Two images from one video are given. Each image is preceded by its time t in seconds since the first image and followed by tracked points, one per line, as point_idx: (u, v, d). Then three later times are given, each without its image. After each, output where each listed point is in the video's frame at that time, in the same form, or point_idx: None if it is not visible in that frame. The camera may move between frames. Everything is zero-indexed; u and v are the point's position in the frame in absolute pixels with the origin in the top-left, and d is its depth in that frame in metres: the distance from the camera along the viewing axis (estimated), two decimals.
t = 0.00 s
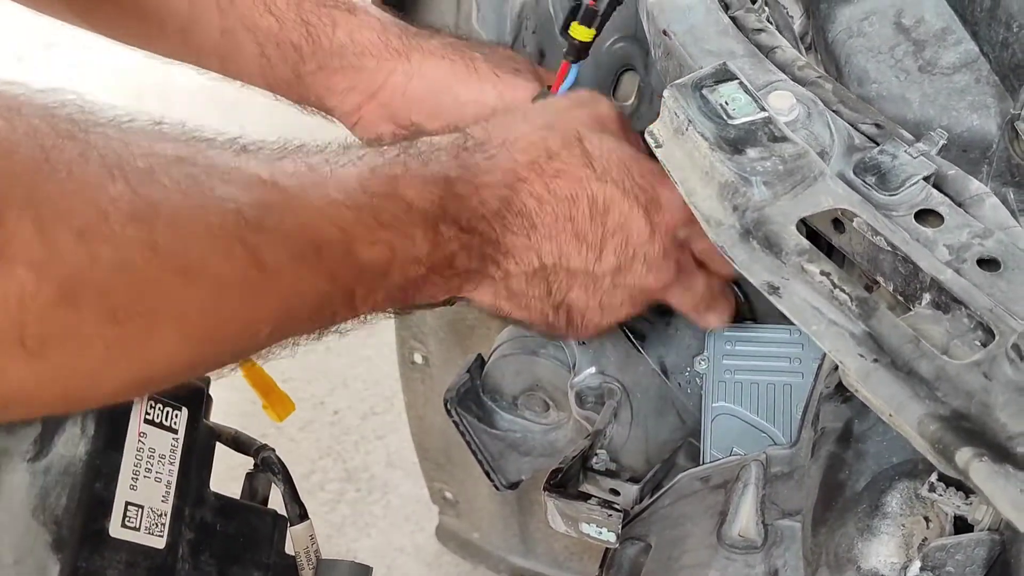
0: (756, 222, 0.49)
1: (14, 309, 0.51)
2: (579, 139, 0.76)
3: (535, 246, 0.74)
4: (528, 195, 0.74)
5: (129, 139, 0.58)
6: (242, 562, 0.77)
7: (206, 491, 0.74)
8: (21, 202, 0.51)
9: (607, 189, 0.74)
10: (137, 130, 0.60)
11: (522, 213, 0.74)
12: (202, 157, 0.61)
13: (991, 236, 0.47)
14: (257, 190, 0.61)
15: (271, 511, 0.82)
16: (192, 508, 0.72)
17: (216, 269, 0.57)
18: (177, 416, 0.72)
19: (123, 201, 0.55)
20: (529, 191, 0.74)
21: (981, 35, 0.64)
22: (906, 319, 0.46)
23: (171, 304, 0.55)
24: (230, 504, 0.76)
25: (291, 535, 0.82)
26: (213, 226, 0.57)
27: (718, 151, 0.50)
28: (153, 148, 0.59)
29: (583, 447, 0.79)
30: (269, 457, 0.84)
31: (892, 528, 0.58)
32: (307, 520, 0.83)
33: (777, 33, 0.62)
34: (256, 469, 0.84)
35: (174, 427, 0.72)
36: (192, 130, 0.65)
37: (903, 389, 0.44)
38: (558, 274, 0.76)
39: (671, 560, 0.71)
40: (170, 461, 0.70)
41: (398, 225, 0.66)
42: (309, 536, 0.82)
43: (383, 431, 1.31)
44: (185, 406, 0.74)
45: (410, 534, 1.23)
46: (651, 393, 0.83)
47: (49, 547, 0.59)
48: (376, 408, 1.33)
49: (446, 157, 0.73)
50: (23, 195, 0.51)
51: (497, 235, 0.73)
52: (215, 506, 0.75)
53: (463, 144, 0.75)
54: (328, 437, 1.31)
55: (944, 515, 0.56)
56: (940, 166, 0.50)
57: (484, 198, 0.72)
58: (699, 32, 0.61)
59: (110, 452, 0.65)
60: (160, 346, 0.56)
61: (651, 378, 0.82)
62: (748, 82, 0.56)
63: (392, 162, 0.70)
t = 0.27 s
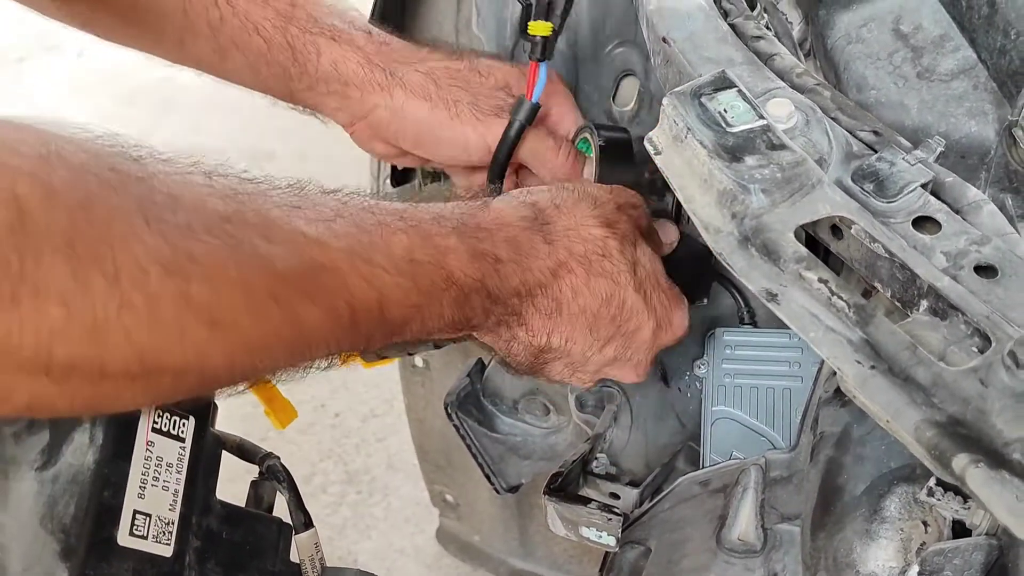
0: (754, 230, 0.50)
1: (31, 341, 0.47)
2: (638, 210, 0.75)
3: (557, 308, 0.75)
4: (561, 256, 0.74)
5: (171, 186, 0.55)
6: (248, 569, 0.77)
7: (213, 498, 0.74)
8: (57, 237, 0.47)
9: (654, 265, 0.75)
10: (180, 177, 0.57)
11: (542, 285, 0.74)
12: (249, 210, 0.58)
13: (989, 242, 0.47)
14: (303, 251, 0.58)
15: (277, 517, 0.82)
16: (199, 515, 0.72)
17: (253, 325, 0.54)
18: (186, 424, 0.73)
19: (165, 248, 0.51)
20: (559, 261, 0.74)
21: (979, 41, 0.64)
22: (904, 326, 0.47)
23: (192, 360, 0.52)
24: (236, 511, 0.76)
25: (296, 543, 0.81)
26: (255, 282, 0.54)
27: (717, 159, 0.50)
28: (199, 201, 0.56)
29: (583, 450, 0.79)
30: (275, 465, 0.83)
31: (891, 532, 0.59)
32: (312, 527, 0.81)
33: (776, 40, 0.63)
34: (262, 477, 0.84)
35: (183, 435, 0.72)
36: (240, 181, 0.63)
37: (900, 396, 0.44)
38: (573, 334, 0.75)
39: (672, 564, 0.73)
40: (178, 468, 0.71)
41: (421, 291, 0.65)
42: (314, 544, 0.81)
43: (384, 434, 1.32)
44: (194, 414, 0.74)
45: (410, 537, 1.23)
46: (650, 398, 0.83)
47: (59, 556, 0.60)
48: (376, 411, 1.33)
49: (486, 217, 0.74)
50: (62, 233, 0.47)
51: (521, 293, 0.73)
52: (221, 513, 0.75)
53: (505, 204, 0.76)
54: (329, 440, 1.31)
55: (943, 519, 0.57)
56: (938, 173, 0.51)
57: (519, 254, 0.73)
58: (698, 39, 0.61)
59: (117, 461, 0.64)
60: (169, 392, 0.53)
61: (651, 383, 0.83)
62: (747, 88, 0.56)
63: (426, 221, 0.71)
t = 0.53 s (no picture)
0: (759, 230, 0.50)
1: (31, 362, 0.49)
2: (665, 242, 0.75)
3: (568, 335, 0.76)
4: (580, 288, 0.75)
5: (184, 211, 0.58)
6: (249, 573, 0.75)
7: (212, 502, 0.72)
8: (59, 259, 0.49)
9: (672, 299, 0.76)
10: (192, 202, 0.59)
11: (555, 312, 0.75)
12: (259, 236, 0.60)
13: (993, 243, 0.47)
14: (308, 277, 0.60)
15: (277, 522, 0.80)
16: (198, 520, 0.70)
17: (256, 351, 0.57)
18: (182, 428, 0.70)
19: (167, 273, 0.54)
20: (576, 291, 0.75)
21: (983, 41, 0.64)
22: (908, 326, 0.47)
23: (191, 381, 0.55)
24: (236, 514, 0.74)
25: (296, 545, 0.81)
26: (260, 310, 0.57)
27: (721, 160, 0.50)
28: (208, 226, 0.58)
29: (586, 451, 0.80)
30: (273, 467, 0.83)
31: (895, 533, 0.58)
32: (311, 529, 0.81)
33: (780, 40, 0.62)
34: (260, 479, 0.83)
35: (179, 438, 0.69)
36: (260, 204, 0.65)
37: (905, 397, 0.44)
38: (582, 358, 0.76)
39: (676, 564, 0.71)
40: (177, 472, 0.69)
41: (432, 314, 0.68)
42: (314, 544, 0.81)
43: (386, 435, 1.32)
44: (192, 417, 0.71)
45: (413, 537, 1.23)
46: (653, 399, 0.83)
47: (55, 563, 0.59)
48: (378, 411, 1.34)
49: (507, 246, 0.75)
50: (65, 257, 0.50)
51: (533, 320, 0.74)
52: (221, 517, 0.73)
53: (527, 230, 0.76)
54: (332, 441, 1.31)
55: (947, 520, 0.57)
56: (942, 173, 0.51)
57: (537, 287, 0.74)
58: (702, 40, 0.61)
59: (116, 467, 0.63)
60: (165, 410, 0.55)
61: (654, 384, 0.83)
62: (751, 89, 0.56)
63: (444, 249, 0.72)
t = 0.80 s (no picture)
0: (766, 226, 0.49)
1: (21, 377, 0.48)
2: (684, 261, 0.75)
3: (578, 353, 0.75)
4: (595, 309, 0.74)
5: (190, 224, 0.56)
6: (239, 568, 0.76)
7: (199, 497, 0.73)
8: (55, 275, 0.49)
9: (686, 320, 0.76)
10: (197, 214, 0.58)
11: (566, 331, 0.74)
12: (265, 251, 0.59)
13: (1002, 239, 0.47)
14: (312, 294, 0.59)
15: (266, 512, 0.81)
16: (185, 515, 0.72)
17: (254, 372, 0.56)
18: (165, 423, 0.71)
19: (167, 291, 0.53)
20: (589, 312, 0.74)
21: (990, 38, 0.64)
22: (917, 322, 0.46)
23: (185, 398, 0.54)
24: (225, 509, 0.76)
25: (286, 537, 0.79)
26: (262, 332, 0.56)
27: (729, 155, 0.50)
28: (213, 240, 0.57)
29: (589, 450, 0.79)
30: (261, 460, 0.82)
31: (902, 532, 0.58)
32: (303, 521, 0.80)
33: (786, 37, 0.62)
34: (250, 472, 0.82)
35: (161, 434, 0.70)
36: (266, 216, 0.64)
37: (914, 393, 0.44)
38: (590, 375, 0.76)
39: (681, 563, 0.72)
40: (158, 468, 0.69)
41: (440, 335, 0.67)
42: (305, 537, 0.79)
43: (389, 435, 1.31)
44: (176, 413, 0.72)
45: (415, 537, 1.23)
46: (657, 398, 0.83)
47: (35, 564, 0.60)
48: (380, 410, 1.33)
49: (522, 265, 0.73)
50: (60, 272, 0.49)
51: (545, 339, 0.73)
52: (209, 513, 0.74)
53: (545, 251, 0.73)
54: (334, 440, 1.31)
55: (954, 518, 0.56)
56: (950, 170, 0.50)
57: (551, 308, 0.73)
58: (708, 36, 0.61)
59: (91, 466, 0.64)
60: (159, 424, 0.55)
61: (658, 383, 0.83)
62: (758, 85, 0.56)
63: (456, 267, 0.70)
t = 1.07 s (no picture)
0: (768, 226, 0.49)
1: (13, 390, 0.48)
2: (683, 267, 0.76)
3: (574, 358, 0.75)
4: (590, 316, 0.74)
5: (187, 236, 0.56)
6: (240, 564, 0.76)
7: (198, 492, 0.73)
8: (48, 288, 0.49)
9: (683, 328, 0.76)
10: (193, 223, 0.58)
11: (562, 336, 0.74)
12: (261, 260, 0.59)
13: (1004, 240, 0.47)
14: (308, 303, 0.59)
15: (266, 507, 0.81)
16: (184, 510, 0.71)
17: (248, 382, 0.56)
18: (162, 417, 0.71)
19: (160, 302, 0.53)
20: (585, 318, 0.74)
21: (992, 39, 0.64)
22: (919, 323, 0.46)
23: (179, 408, 0.54)
24: (226, 504, 0.75)
25: (287, 531, 0.80)
26: (256, 342, 0.56)
27: (731, 156, 0.50)
28: (209, 250, 0.57)
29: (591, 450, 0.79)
30: (260, 454, 0.82)
31: (903, 533, 0.58)
32: (303, 515, 0.80)
33: (788, 38, 0.62)
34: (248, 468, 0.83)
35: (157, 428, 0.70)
36: (264, 222, 0.64)
37: (916, 393, 0.44)
38: (585, 379, 0.76)
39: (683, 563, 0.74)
40: (157, 464, 0.69)
41: (436, 342, 0.67)
42: (306, 531, 0.80)
43: (389, 436, 1.31)
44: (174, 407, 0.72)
45: (415, 538, 1.23)
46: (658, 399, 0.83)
47: (37, 561, 0.60)
48: (380, 412, 1.33)
49: (520, 273, 0.72)
50: (52, 285, 0.49)
51: (540, 344, 0.73)
52: (209, 508, 0.74)
53: (543, 258, 0.73)
54: (334, 441, 1.31)
55: (955, 519, 0.56)
56: (952, 170, 0.50)
57: (548, 315, 0.73)
58: (709, 37, 0.61)
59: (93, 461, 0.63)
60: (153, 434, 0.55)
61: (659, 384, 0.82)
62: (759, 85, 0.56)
63: (454, 274, 0.69)
